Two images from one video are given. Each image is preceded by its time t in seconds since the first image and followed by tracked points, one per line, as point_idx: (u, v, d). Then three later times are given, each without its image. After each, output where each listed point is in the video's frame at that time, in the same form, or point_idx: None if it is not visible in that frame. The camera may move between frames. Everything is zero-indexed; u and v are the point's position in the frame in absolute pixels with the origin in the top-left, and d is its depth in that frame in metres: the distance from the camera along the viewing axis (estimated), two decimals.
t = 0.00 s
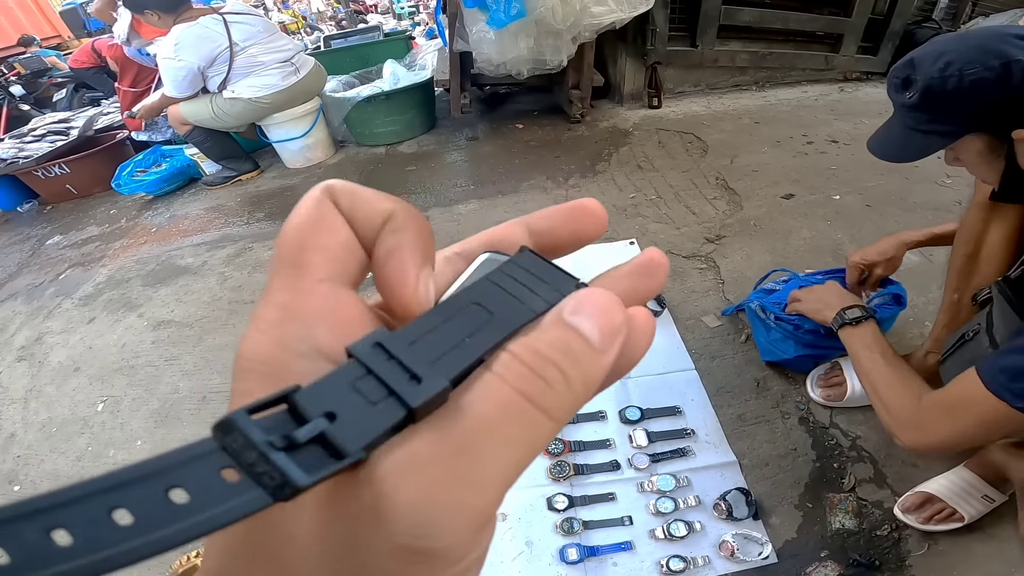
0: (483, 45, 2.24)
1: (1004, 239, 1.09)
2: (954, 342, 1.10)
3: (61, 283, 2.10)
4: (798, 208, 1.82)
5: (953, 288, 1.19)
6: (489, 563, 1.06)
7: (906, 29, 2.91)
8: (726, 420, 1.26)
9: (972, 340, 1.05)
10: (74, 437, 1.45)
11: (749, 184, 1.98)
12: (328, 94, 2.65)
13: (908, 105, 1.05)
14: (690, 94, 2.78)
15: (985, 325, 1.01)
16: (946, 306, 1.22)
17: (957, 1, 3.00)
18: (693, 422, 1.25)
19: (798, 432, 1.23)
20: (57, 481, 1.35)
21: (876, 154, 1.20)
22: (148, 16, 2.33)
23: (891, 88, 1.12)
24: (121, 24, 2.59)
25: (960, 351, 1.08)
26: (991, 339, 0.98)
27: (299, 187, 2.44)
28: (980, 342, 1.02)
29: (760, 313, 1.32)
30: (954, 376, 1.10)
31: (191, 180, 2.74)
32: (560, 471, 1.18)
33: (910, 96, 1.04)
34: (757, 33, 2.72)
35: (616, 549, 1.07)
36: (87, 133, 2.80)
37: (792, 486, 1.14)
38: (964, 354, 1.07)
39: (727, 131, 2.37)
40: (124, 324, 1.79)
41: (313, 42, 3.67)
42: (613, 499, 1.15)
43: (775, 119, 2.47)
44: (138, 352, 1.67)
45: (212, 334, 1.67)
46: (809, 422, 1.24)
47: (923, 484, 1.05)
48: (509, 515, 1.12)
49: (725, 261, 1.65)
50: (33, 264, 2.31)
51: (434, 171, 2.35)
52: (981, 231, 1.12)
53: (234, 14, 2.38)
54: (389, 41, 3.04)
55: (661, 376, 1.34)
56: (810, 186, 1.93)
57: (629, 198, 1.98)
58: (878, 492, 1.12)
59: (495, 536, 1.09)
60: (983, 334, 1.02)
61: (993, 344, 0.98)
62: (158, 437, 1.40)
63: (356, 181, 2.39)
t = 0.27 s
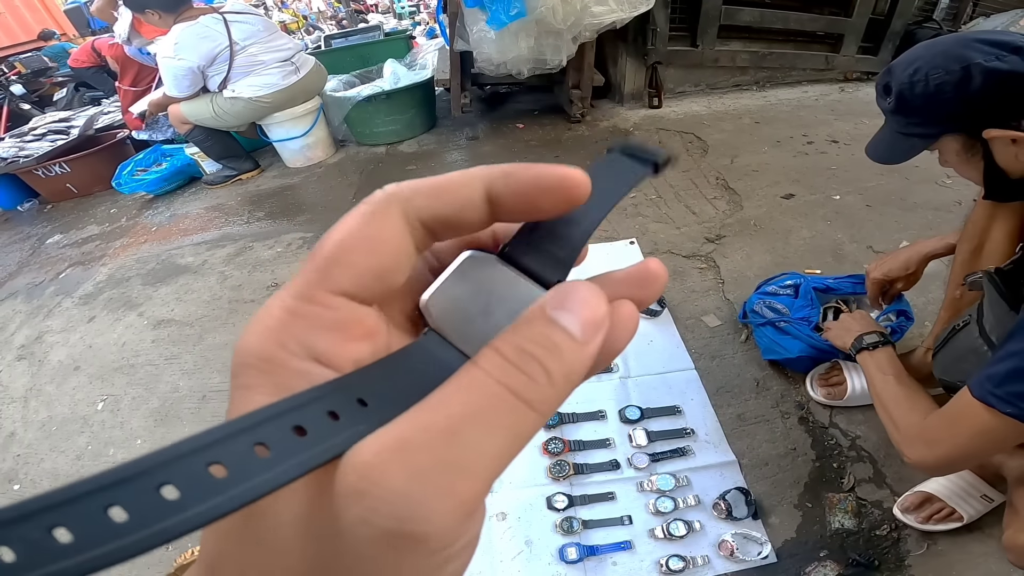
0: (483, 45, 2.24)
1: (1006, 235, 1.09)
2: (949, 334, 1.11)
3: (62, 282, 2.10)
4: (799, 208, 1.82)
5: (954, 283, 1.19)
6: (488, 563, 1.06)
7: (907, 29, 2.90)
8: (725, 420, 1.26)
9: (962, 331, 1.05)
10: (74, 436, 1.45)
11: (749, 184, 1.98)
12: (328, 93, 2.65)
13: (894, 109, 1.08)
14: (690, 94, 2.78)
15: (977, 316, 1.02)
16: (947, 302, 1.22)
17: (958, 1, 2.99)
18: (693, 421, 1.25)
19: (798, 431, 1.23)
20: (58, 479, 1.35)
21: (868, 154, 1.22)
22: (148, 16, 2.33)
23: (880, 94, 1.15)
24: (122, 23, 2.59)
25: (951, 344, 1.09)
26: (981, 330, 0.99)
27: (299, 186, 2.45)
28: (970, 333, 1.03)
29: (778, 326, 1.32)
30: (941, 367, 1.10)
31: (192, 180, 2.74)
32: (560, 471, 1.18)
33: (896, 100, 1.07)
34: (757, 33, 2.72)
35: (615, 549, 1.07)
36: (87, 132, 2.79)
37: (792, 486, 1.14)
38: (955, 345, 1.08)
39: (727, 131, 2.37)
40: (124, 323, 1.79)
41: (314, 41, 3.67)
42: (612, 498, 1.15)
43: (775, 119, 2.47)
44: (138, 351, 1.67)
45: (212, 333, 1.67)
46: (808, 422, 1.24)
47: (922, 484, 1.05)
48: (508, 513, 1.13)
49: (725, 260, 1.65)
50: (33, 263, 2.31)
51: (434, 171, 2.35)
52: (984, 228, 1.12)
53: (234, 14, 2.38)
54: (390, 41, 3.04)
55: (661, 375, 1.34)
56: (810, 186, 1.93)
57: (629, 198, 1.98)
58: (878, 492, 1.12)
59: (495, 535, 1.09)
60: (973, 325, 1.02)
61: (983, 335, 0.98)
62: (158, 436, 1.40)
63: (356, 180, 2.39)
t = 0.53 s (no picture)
0: (480, 44, 2.25)
1: (1006, 235, 1.10)
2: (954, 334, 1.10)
3: (59, 284, 2.09)
4: (796, 207, 1.83)
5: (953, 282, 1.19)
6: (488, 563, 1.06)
7: (904, 27, 2.91)
8: (724, 419, 1.26)
9: (968, 333, 1.05)
10: (72, 438, 1.44)
11: (746, 183, 1.98)
12: (326, 93, 2.65)
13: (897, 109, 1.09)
14: (688, 93, 2.78)
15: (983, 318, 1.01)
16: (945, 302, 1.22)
17: None
18: (692, 421, 1.25)
19: (797, 430, 1.23)
20: (56, 481, 1.35)
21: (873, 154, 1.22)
22: (143, 17, 2.32)
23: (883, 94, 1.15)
24: (117, 25, 2.58)
25: (956, 344, 1.09)
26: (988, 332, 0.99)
27: (296, 187, 2.44)
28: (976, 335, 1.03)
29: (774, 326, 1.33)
30: (948, 368, 1.10)
31: (188, 181, 2.73)
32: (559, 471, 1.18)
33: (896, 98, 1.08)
34: (754, 32, 2.72)
35: (615, 548, 1.07)
36: (83, 133, 2.79)
37: (791, 485, 1.14)
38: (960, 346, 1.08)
39: (725, 130, 2.37)
40: (121, 325, 1.79)
41: (310, 41, 3.66)
42: (612, 498, 1.15)
43: (773, 118, 2.47)
44: (136, 352, 1.67)
45: (210, 335, 1.67)
46: (807, 421, 1.24)
47: (922, 483, 1.05)
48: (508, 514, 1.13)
49: (723, 259, 1.65)
50: (29, 265, 2.31)
51: (432, 171, 2.35)
52: (984, 227, 1.12)
53: (229, 15, 2.37)
54: (386, 41, 3.04)
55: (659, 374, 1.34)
56: (808, 185, 1.93)
57: (627, 197, 1.98)
58: (877, 491, 1.12)
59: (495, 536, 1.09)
60: (980, 326, 1.02)
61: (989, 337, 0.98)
62: (156, 438, 1.40)
63: (353, 180, 2.38)
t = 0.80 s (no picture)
0: (473, 46, 2.26)
1: (995, 235, 1.11)
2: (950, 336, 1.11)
3: (51, 289, 2.08)
4: (788, 207, 1.84)
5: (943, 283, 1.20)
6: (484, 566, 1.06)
7: (893, 28, 2.93)
8: (718, 419, 1.27)
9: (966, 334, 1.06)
10: (65, 444, 1.44)
11: (739, 183, 1.99)
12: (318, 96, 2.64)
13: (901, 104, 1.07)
14: (680, 94, 2.79)
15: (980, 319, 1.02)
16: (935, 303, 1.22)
17: None
18: (687, 422, 1.26)
19: (791, 430, 1.23)
20: (50, 487, 1.34)
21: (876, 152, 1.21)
22: (134, 21, 2.31)
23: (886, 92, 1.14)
24: (108, 28, 2.57)
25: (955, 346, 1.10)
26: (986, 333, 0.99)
27: (289, 190, 2.43)
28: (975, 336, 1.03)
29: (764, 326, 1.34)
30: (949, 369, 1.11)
31: (181, 184, 2.72)
32: (554, 473, 1.18)
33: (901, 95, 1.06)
34: (746, 33, 2.74)
35: (611, 550, 1.07)
36: (75, 137, 2.77)
37: (785, 485, 1.14)
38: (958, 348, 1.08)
39: (717, 131, 2.39)
40: (114, 330, 1.78)
41: (303, 45, 3.65)
42: (607, 499, 1.15)
43: (765, 118, 2.48)
44: (129, 358, 1.66)
45: (203, 339, 1.66)
46: (801, 420, 1.25)
47: (916, 483, 1.06)
48: (504, 516, 1.13)
49: (716, 260, 1.66)
50: (21, 270, 2.29)
51: (426, 173, 2.35)
52: (972, 228, 1.13)
53: (220, 18, 2.37)
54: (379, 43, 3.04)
55: (653, 375, 1.35)
56: (800, 185, 1.95)
57: (621, 198, 1.98)
58: (871, 490, 1.12)
59: (490, 539, 1.09)
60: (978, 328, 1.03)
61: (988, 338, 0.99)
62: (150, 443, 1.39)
63: (347, 183, 2.38)
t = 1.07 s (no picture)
0: (471, 43, 2.25)
1: (987, 234, 1.12)
2: (948, 335, 1.09)
3: (45, 287, 2.07)
4: (785, 204, 1.84)
5: (936, 283, 1.19)
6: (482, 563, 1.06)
7: (891, 26, 2.93)
8: (715, 416, 1.27)
9: (968, 333, 1.04)
10: (60, 441, 1.43)
11: (736, 180, 1.99)
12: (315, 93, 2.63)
13: (920, 101, 1.04)
14: (677, 92, 2.79)
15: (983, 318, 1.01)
16: (928, 302, 1.22)
17: None
18: (683, 419, 1.26)
19: (786, 427, 1.23)
20: (45, 485, 1.33)
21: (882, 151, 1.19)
22: (128, 18, 2.30)
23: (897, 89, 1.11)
24: (102, 24, 2.54)
25: (953, 346, 1.08)
26: (992, 334, 0.98)
27: (285, 187, 2.42)
28: (978, 336, 1.02)
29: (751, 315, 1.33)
30: (948, 369, 1.10)
31: (176, 181, 2.71)
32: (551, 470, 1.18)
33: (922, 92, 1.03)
34: (743, 31, 2.74)
35: (608, 547, 1.07)
36: (69, 134, 2.77)
37: (781, 482, 1.15)
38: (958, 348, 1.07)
39: (714, 128, 2.38)
40: (109, 327, 1.77)
41: (299, 41, 3.64)
42: (604, 496, 1.15)
43: (762, 116, 2.48)
44: (124, 355, 1.65)
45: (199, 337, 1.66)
46: (797, 417, 1.25)
47: (911, 480, 1.06)
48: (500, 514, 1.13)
49: (712, 257, 1.66)
50: (15, 267, 2.28)
51: (422, 170, 2.34)
52: (963, 226, 1.14)
53: (217, 14, 2.36)
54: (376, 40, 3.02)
55: (650, 372, 1.35)
56: (796, 183, 1.95)
57: (618, 195, 1.98)
58: (867, 487, 1.13)
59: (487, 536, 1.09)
60: (980, 327, 1.01)
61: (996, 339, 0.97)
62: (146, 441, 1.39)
63: (343, 180, 2.37)
